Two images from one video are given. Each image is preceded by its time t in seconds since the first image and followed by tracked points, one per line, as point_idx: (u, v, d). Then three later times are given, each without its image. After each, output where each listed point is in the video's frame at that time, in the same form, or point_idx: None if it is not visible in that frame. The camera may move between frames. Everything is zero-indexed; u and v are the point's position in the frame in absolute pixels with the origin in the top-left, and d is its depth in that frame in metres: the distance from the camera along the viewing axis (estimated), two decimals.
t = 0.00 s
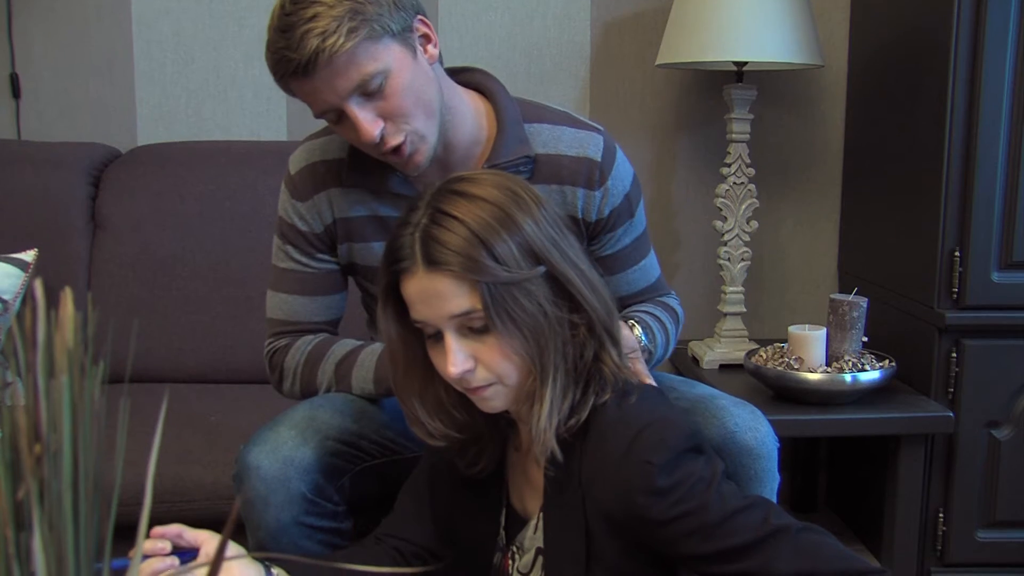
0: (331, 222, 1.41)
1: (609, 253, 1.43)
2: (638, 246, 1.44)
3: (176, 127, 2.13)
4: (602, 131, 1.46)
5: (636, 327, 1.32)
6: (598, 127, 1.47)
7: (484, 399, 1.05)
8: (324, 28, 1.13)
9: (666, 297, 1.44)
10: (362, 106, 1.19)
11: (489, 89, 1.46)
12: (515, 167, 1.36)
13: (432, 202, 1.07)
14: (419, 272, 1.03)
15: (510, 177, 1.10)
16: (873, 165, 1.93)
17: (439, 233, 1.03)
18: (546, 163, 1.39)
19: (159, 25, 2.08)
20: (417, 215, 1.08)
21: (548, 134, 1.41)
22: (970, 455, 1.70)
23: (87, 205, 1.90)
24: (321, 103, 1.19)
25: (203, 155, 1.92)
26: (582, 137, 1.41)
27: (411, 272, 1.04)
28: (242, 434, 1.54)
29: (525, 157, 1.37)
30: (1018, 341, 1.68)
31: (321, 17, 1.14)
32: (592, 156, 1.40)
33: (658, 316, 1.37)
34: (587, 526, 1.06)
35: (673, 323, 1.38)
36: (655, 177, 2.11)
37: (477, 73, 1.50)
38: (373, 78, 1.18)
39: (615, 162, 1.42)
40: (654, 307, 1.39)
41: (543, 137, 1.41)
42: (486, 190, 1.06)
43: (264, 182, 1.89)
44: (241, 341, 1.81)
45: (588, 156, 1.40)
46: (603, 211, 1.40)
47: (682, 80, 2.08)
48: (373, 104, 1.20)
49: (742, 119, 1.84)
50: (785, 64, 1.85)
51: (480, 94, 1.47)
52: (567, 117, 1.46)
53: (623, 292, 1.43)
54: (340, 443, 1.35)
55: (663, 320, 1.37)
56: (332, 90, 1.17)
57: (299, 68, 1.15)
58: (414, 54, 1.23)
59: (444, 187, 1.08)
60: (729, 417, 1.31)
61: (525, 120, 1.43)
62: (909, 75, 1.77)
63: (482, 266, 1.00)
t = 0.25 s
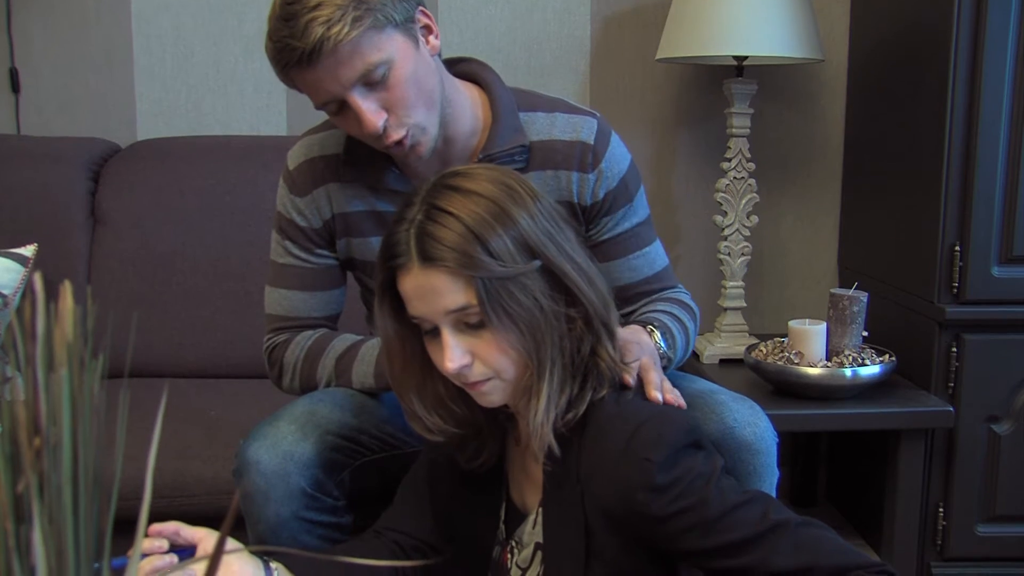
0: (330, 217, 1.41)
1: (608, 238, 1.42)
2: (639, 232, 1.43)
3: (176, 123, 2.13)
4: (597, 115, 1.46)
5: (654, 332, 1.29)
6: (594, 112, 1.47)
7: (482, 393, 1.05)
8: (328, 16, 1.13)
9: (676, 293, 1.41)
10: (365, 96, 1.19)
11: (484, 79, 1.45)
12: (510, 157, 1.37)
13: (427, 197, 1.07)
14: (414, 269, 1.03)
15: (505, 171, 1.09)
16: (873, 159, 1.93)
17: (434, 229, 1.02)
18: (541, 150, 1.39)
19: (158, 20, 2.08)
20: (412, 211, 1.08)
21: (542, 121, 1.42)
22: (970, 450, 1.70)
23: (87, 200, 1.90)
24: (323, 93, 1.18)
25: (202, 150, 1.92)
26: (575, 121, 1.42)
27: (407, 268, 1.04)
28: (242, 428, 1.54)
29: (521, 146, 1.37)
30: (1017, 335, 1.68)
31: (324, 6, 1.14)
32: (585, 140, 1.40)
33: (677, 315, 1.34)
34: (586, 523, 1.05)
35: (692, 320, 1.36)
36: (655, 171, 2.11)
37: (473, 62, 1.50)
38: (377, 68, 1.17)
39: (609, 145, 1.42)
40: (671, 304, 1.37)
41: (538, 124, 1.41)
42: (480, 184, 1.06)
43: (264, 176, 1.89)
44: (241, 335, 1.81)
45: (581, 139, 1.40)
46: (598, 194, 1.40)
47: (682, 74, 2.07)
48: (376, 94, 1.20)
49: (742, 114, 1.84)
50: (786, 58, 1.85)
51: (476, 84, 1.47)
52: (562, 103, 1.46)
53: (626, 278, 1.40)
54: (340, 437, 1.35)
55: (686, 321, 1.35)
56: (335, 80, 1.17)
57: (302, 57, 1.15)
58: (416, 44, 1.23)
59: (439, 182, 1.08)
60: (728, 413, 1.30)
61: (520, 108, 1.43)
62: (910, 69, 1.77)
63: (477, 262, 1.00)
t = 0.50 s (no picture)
0: (331, 209, 1.41)
1: (610, 230, 1.42)
2: (642, 224, 1.43)
3: (175, 116, 2.12)
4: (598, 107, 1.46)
5: (654, 328, 1.29)
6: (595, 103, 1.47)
7: (483, 386, 1.06)
8: (331, 7, 1.13)
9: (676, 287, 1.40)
10: (367, 87, 1.19)
11: (485, 72, 1.45)
12: (512, 149, 1.36)
13: (425, 191, 1.07)
14: (413, 264, 1.03)
15: (502, 164, 1.09)
16: (873, 152, 1.92)
17: (432, 224, 1.02)
18: (544, 143, 1.39)
19: (157, 13, 2.07)
20: (410, 205, 1.08)
21: (544, 114, 1.41)
22: (970, 442, 1.70)
23: (86, 193, 1.90)
24: (325, 84, 1.18)
25: (201, 142, 1.92)
26: (577, 114, 1.42)
27: (406, 263, 1.04)
28: (242, 421, 1.54)
29: (522, 139, 1.37)
30: (1017, 328, 1.68)
31: None
32: (587, 132, 1.40)
33: (674, 310, 1.34)
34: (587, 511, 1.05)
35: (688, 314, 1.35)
36: (655, 164, 2.11)
37: (474, 54, 1.50)
38: (379, 59, 1.17)
39: (611, 137, 1.42)
40: (668, 300, 1.36)
41: (540, 116, 1.41)
42: (478, 178, 1.05)
43: (263, 169, 1.89)
44: (240, 328, 1.81)
45: (583, 131, 1.40)
46: (601, 185, 1.40)
47: (682, 67, 2.07)
48: (378, 86, 1.19)
49: (742, 106, 1.84)
50: (786, 51, 1.84)
51: (477, 77, 1.47)
52: (563, 95, 1.46)
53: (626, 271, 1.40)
54: (340, 430, 1.35)
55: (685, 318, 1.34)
56: (337, 71, 1.16)
57: (304, 47, 1.14)
58: (418, 36, 1.23)
59: (437, 175, 1.08)
60: (727, 406, 1.30)
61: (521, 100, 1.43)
62: (910, 61, 1.76)
63: (475, 258, 1.00)
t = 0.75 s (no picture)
0: (330, 202, 1.41)
1: (613, 224, 1.42)
2: (640, 220, 1.44)
3: (174, 109, 2.12)
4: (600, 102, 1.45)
5: (646, 313, 1.29)
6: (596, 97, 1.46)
7: (494, 367, 1.05)
8: None
9: (671, 275, 1.41)
10: (365, 77, 1.19)
11: (486, 67, 1.45)
12: (514, 144, 1.36)
13: (433, 174, 1.06)
14: (426, 244, 1.02)
15: (509, 146, 1.09)
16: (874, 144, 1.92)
17: (445, 205, 1.02)
18: (546, 137, 1.39)
19: (156, 5, 2.07)
20: (418, 187, 1.07)
21: (546, 108, 1.41)
22: (969, 435, 1.70)
23: (85, 186, 1.90)
24: (324, 74, 1.18)
25: (201, 136, 1.92)
26: (579, 109, 1.41)
27: (418, 245, 1.03)
28: (242, 413, 1.54)
29: (524, 133, 1.37)
30: (1017, 320, 1.68)
31: None
32: (591, 127, 1.40)
33: (663, 296, 1.34)
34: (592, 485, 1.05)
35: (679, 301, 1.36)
36: (655, 156, 2.10)
37: (474, 49, 1.49)
38: (378, 49, 1.17)
39: (614, 132, 1.42)
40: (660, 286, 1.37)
41: (541, 111, 1.41)
42: (486, 158, 1.06)
43: (262, 162, 1.89)
44: (240, 321, 1.81)
45: (586, 127, 1.40)
46: (604, 182, 1.40)
47: (681, 59, 2.07)
48: (377, 76, 1.19)
49: (742, 98, 1.83)
50: (786, 43, 1.84)
51: (477, 71, 1.46)
52: (565, 89, 1.45)
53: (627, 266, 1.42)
54: (340, 422, 1.35)
55: (673, 303, 1.35)
56: (336, 60, 1.16)
57: (304, 37, 1.14)
58: (418, 27, 1.23)
59: (443, 158, 1.08)
60: (727, 397, 1.31)
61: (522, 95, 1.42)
62: (911, 53, 1.76)
63: (489, 236, 1.00)
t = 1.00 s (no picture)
0: (330, 196, 1.41)
1: (615, 216, 1.43)
2: (640, 207, 1.45)
3: (174, 102, 2.12)
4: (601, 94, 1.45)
5: (634, 303, 1.28)
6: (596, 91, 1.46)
7: (495, 354, 1.05)
8: None
9: (667, 257, 1.45)
10: (368, 69, 1.19)
11: (486, 60, 1.44)
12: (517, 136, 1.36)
13: (435, 160, 1.07)
14: (428, 230, 1.02)
15: (511, 133, 1.10)
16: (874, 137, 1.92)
17: (446, 191, 1.02)
18: (548, 130, 1.38)
19: None
20: (420, 174, 1.07)
21: (548, 102, 1.40)
22: (969, 427, 1.70)
23: (85, 179, 1.90)
24: (326, 65, 1.17)
25: (200, 129, 1.92)
26: (582, 102, 1.40)
27: (420, 231, 1.03)
28: (242, 406, 1.54)
29: (525, 125, 1.36)
30: (1017, 313, 1.67)
31: None
32: (594, 121, 1.39)
33: (656, 281, 1.37)
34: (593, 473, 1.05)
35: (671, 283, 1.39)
36: (655, 149, 2.10)
37: (474, 43, 1.49)
38: (382, 40, 1.17)
39: (616, 127, 1.42)
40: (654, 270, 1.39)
41: (543, 105, 1.40)
42: (488, 145, 1.06)
43: (262, 155, 1.88)
44: (240, 314, 1.81)
45: (589, 121, 1.39)
46: (608, 174, 1.40)
47: (682, 52, 2.06)
48: (380, 67, 1.19)
49: (742, 91, 1.83)
50: (786, 35, 1.84)
51: (477, 65, 1.46)
52: (565, 83, 1.45)
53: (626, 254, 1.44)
54: (340, 414, 1.35)
55: (664, 285, 1.38)
56: (339, 51, 1.16)
57: (307, 27, 1.13)
58: (419, 19, 1.23)
59: (445, 146, 1.08)
60: (727, 389, 1.31)
61: (523, 88, 1.42)
62: (911, 45, 1.75)
63: (491, 222, 1.00)
